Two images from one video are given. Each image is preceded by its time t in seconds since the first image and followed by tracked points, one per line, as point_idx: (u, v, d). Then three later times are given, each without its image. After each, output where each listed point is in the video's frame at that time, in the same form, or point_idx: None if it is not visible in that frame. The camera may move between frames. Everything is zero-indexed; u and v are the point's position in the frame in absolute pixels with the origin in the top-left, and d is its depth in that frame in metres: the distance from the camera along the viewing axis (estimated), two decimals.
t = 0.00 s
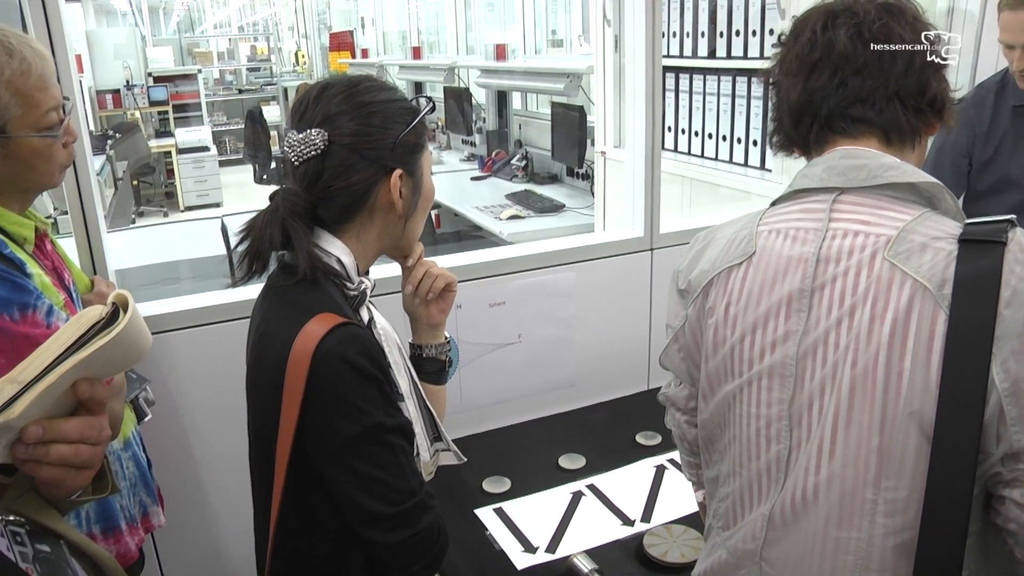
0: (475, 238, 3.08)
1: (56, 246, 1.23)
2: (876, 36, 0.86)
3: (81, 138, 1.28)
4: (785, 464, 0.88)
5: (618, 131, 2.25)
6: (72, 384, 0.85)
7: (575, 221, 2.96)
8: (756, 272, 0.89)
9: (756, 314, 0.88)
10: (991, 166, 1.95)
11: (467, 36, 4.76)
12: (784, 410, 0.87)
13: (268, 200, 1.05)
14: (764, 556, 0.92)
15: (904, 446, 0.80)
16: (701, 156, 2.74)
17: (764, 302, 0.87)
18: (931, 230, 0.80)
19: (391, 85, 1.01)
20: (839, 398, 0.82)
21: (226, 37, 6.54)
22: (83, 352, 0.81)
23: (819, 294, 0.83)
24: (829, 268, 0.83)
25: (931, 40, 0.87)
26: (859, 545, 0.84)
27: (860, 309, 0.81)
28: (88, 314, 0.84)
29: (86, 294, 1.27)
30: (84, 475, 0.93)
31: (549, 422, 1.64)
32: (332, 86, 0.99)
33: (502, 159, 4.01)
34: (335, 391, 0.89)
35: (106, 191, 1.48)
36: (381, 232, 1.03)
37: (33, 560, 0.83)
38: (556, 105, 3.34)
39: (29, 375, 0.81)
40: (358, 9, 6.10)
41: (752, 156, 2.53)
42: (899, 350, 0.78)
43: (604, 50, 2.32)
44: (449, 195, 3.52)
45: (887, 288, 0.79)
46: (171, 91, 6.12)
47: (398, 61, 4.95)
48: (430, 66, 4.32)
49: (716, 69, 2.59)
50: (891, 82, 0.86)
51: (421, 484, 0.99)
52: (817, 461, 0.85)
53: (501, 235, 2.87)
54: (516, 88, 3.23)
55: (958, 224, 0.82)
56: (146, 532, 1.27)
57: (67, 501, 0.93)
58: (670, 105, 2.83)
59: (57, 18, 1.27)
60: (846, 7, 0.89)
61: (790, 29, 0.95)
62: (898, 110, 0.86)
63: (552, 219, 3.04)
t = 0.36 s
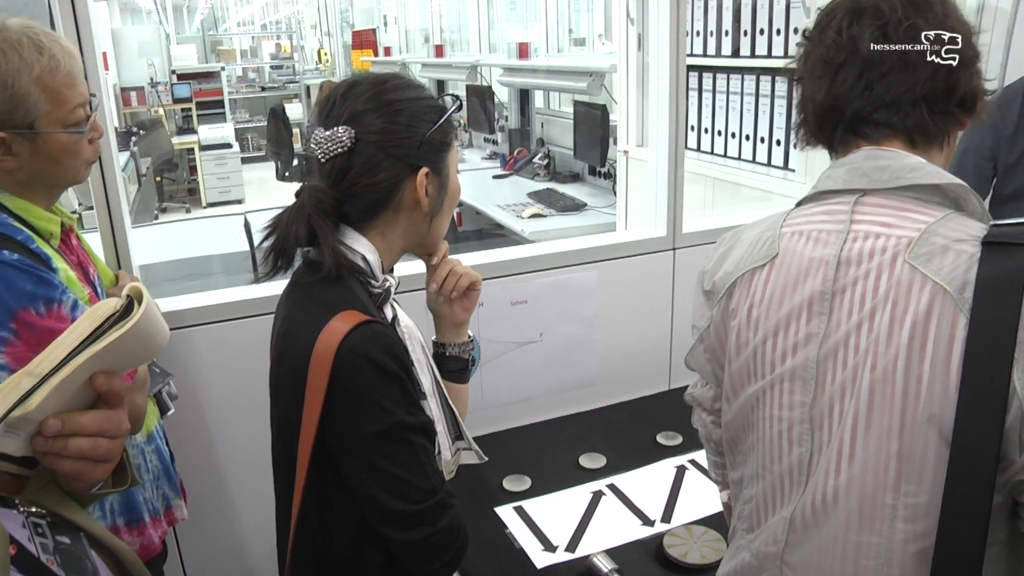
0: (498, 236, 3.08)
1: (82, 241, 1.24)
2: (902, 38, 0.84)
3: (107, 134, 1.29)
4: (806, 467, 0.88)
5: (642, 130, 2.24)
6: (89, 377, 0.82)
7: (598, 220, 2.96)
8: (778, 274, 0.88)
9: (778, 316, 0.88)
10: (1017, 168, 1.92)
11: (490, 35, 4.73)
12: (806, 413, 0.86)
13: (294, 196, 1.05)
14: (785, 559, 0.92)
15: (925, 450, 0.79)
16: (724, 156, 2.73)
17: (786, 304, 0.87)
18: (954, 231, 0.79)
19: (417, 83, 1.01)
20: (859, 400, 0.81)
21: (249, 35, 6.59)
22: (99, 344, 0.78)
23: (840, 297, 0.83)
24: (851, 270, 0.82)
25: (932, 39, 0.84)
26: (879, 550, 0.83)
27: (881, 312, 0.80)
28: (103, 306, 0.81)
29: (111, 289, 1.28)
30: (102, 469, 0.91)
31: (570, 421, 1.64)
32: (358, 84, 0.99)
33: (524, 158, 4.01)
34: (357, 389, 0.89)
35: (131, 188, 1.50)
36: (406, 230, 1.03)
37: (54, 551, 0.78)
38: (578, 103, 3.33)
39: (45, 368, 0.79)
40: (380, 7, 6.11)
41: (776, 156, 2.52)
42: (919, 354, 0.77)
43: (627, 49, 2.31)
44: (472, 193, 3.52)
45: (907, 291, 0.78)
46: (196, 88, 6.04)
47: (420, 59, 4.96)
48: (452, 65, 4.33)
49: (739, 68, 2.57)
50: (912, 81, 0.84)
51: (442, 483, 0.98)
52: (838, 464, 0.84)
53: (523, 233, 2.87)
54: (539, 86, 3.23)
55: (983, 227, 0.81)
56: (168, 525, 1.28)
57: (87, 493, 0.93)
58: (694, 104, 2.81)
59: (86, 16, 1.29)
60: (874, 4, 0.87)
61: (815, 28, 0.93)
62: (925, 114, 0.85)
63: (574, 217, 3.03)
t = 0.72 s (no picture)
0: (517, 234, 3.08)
1: (105, 236, 1.25)
2: (912, 38, 0.83)
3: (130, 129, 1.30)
4: (821, 460, 0.86)
5: (663, 128, 2.23)
6: (107, 369, 0.80)
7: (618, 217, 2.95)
8: (790, 272, 0.88)
9: (791, 311, 0.87)
10: None
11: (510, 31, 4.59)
12: (820, 407, 0.85)
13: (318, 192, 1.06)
14: (797, 553, 0.91)
15: (935, 436, 0.78)
16: (745, 154, 2.71)
17: (799, 299, 0.86)
18: (959, 221, 0.77)
19: (442, 80, 1.01)
20: (870, 390, 0.80)
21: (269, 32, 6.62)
22: (116, 336, 0.77)
23: (850, 291, 0.82)
24: (860, 264, 0.81)
25: (932, 39, 0.83)
26: (891, 540, 0.82)
27: (891, 303, 0.79)
28: (120, 299, 0.80)
29: (133, 283, 1.29)
30: (120, 463, 0.88)
31: (589, 419, 1.64)
32: (383, 80, 0.99)
33: (544, 155, 4.01)
34: (383, 383, 0.88)
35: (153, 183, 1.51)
36: (430, 227, 1.03)
37: (72, 542, 0.77)
38: (599, 101, 3.32)
39: (64, 358, 0.77)
40: (403, 4, 6.02)
41: (797, 154, 2.50)
42: (926, 341, 0.77)
43: (648, 46, 2.30)
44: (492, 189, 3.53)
45: (914, 281, 0.77)
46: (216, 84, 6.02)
47: (441, 55, 4.96)
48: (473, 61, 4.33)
49: (762, 65, 2.55)
50: (920, 78, 0.83)
51: (462, 480, 0.98)
52: (851, 456, 0.83)
53: (542, 230, 2.86)
54: (560, 83, 3.23)
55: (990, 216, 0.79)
56: (188, 518, 1.29)
57: (107, 487, 0.89)
58: (715, 101, 2.80)
59: (112, 13, 1.30)
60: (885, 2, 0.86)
61: (827, 24, 0.92)
62: (934, 113, 0.84)
63: (594, 215, 3.03)
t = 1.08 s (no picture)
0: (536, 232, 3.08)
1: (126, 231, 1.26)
2: (894, 55, 0.82)
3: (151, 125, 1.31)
4: (834, 442, 0.85)
5: (682, 126, 2.23)
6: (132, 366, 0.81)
7: (637, 216, 2.95)
8: (802, 263, 0.87)
9: (802, 298, 0.86)
10: None
11: (530, 29, 4.55)
12: (834, 388, 0.84)
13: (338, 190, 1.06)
14: (809, 532, 0.89)
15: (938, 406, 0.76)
16: (765, 153, 2.70)
17: (808, 288, 0.85)
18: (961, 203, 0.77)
19: (462, 77, 1.00)
20: (876, 368, 0.79)
21: (288, 29, 6.64)
22: (139, 331, 0.77)
23: (860, 273, 0.81)
24: (867, 249, 0.80)
25: (932, 39, 0.81)
26: (901, 513, 0.80)
27: (899, 281, 0.78)
28: (142, 295, 0.81)
29: (153, 278, 1.30)
30: (144, 458, 0.88)
31: (606, 417, 1.64)
32: (404, 77, 0.99)
33: (563, 153, 4.00)
34: (399, 382, 0.88)
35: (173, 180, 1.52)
36: (450, 225, 1.04)
37: (95, 534, 0.77)
38: (618, 99, 3.32)
39: (87, 353, 0.78)
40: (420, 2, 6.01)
41: (817, 153, 2.48)
42: (930, 314, 0.76)
43: (668, 44, 2.29)
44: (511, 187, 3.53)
45: (918, 259, 0.77)
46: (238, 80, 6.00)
47: (460, 53, 4.96)
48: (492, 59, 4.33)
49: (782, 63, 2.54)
50: (905, 88, 0.82)
51: (479, 479, 0.97)
52: (859, 435, 0.81)
53: (561, 229, 2.86)
54: (582, 81, 3.22)
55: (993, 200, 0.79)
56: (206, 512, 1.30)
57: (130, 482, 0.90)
58: (735, 100, 2.78)
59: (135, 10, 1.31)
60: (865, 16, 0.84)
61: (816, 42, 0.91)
62: (930, 119, 0.84)
63: (613, 213, 3.02)
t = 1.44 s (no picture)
0: (553, 231, 3.08)
1: (147, 226, 1.27)
2: (934, 69, 0.81)
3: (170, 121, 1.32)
4: (873, 453, 0.85)
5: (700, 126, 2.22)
6: (158, 361, 0.82)
7: (654, 215, 2.94)
8: (845, 267, 0.86)
9: (843, 304, 0.86)
10: None
11: (547, 28, 4.56)
12: (873, 397, 0.83)
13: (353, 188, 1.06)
14: (844, 543, 0.89)
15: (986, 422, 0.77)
16: (783, 153, 2.68)
17: (849, 294, 0.85)
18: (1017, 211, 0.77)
19: (481, 74, 1.00)
20: (922, 379, 0.79)
21: (306, 29, 6.67)
22: (165, 329, 0.78)
23: (905, 281, 0.81)
24: (914, 256, 0.80)
25: (932, 39, 0.81)
26: (941, 528, 0.81)
27: (947, 291, 0.78)
28: (170, 293, 0.81)
29: (173, 274, 1.31)
30: (168, 453, 0.89)
31: (623, 417, 1.64)
32: (422, 75, 0.99)
33: (580, 152, 3.99)
34: (418, 381, 0.88)
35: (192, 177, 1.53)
36: (467, 222, 1.03)
37: (120, 528, 0.79)
38: (636, 99, 3.31)
39: (116, 348, 0.79)
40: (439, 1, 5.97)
41: (836, 154, 2.47)
42: (980, 328, 0.76)
43: (686, 44, 2.29)
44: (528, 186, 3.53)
45: (969, 270, 0.77)
46: (254, 79, 5.94)
47: (478, 53, 4.97)
48: (511, 58, 4.33)
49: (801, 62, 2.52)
50: (946, 103, 0.82)
51: (498, 477, 0.97)
52: (901, 446, 0.81)
53: (578, 228, 2.85)
54: (598, 81, 3.23)
55: None
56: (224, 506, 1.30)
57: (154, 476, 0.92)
58: (753, 100, 2.76)
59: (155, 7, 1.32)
60: (897, 30, 0.83)
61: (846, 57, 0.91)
62: (975, 125, 0.83)
63: (630, 213, 3.01)
